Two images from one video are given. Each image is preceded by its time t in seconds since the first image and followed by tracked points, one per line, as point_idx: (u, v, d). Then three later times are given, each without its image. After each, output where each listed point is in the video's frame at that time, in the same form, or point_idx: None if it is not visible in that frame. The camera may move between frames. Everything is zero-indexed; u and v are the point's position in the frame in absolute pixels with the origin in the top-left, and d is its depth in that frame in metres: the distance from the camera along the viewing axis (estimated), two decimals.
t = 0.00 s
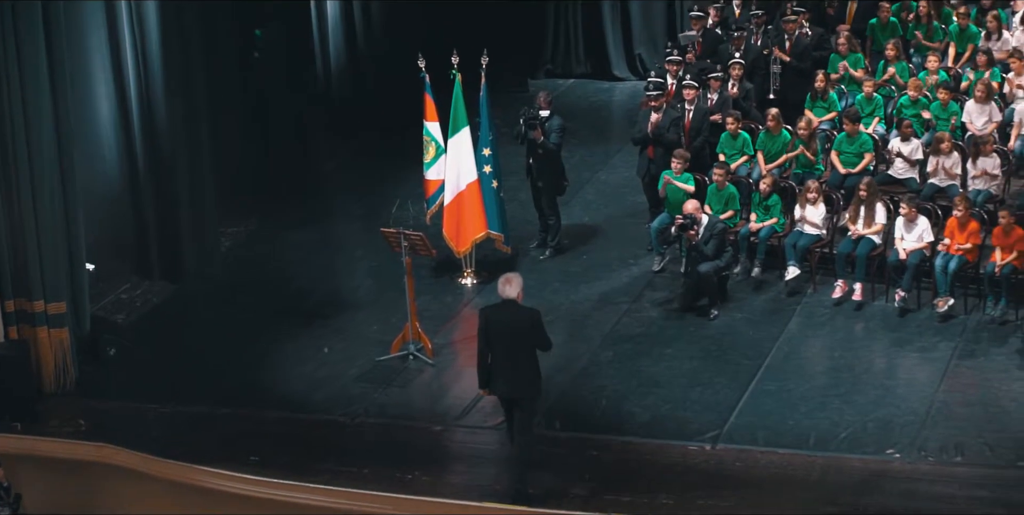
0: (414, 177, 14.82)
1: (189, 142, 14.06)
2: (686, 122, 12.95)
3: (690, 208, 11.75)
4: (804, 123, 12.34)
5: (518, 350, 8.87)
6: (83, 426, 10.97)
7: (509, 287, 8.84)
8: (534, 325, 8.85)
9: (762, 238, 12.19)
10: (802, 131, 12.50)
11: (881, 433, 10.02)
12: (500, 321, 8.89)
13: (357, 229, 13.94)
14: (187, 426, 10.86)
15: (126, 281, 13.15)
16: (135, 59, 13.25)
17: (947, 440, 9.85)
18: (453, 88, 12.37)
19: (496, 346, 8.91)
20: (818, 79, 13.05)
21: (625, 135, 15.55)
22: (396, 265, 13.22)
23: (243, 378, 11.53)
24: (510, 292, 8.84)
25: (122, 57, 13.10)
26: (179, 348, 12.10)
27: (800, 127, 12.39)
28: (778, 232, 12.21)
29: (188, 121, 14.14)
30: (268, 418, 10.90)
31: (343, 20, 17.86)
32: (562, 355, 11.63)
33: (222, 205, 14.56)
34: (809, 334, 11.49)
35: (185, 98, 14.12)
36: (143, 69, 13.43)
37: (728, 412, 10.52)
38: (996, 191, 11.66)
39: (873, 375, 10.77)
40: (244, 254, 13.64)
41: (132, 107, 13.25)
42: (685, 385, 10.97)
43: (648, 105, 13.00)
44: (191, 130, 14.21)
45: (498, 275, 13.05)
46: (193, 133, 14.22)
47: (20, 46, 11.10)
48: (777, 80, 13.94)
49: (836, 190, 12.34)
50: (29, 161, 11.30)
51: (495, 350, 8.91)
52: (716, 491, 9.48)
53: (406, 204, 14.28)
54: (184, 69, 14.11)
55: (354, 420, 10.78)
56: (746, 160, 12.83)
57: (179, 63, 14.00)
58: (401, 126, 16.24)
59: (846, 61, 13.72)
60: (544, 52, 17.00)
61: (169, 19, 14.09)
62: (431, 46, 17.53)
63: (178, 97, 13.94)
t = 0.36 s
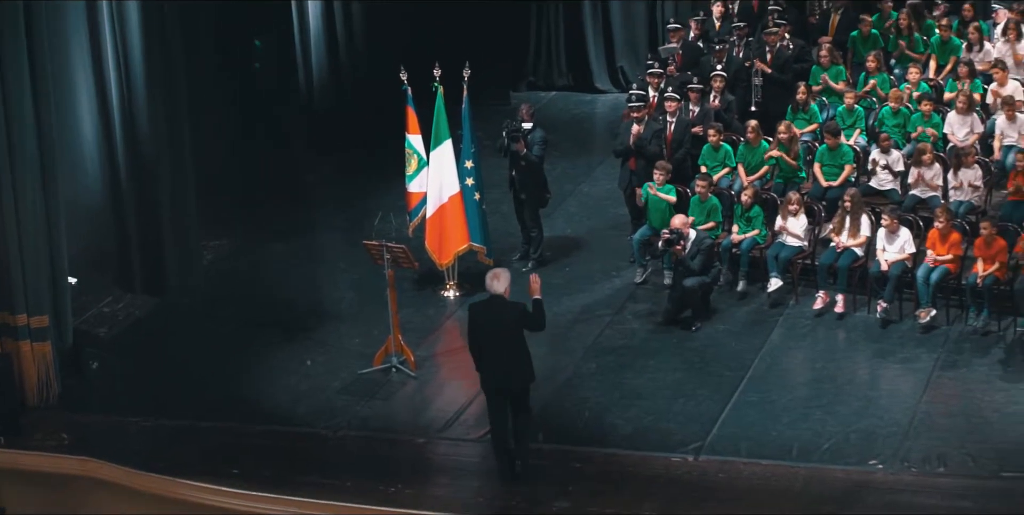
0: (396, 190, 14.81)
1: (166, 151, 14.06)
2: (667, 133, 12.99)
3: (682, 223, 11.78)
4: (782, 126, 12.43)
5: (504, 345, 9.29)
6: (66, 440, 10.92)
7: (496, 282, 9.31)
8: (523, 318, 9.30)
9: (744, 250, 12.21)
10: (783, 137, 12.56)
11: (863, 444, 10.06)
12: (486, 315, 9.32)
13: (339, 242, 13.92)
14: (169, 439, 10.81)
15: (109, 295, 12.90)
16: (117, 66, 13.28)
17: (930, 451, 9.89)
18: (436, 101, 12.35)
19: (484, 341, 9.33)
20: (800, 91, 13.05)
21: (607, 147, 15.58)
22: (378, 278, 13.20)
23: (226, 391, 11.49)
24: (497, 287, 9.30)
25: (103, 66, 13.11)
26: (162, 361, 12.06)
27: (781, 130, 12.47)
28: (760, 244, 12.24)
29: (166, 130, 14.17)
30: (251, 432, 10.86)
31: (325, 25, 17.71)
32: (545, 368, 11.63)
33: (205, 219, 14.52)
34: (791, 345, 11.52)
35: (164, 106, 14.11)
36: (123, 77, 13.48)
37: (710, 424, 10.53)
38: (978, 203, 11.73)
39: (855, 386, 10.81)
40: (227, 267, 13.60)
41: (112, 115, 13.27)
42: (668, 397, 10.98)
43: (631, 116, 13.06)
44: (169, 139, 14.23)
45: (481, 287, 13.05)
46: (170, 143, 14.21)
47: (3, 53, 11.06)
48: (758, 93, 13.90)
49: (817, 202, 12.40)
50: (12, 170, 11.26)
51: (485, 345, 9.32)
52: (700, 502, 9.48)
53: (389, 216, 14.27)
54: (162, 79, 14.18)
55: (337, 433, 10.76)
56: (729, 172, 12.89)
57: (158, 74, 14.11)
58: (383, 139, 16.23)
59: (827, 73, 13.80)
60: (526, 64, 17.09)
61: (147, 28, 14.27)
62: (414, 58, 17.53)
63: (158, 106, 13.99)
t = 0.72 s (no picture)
0: (379, 203, 14.82)
1: (151, 159, 13.91)
2: (651, 146, 13.04)
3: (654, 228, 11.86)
4: (770, 146, 12.50)
5: (498, 346, 9.82)
6: (49, 454, 10.82)
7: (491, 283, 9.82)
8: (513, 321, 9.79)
9: (727, 262, 12.29)
10: (769, 154, 12.64)
11: (846, 456, 10.09)
12: (480, 316, 9.85)
13: (323, 255, 13.90)
14: (152, 452, 10.73)
15: (92, 308, 13.04)
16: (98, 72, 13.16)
17: (913, 462, 9.92)
18: (418, 113, 12.33)
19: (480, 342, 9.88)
20: (783, 103, 13.14)
21: (590, 159, 15.63)
22: (361, 291, 13.18)
23: (210, 405, 11.44)
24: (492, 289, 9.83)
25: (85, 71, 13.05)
26: (145, 375, 12.00)
27: (767, 151, 12.54)
28: (743, 256, 12.31)
29: (150, 138, 14.01)
30: (234, 445, 10.81)
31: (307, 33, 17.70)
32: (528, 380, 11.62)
33: (188, 232, 14.48)
34: (774, 357, 11.55)
35: (147, 115, 13.96)
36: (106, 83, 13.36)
37: (694, 436, 10.55)
38: (960, 214, 11.80)
39: (838, 398, 10.84)
40: (210, 280, 13.56)
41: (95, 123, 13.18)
42: (651, 409, 10.99)
43: (614, 128, 13.05)
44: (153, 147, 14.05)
45: (464, 300, 13.06)
46: (155, 151, 14.06)
47: None
48: (740, 105, 13.97)
49: (799, 215, 12.48)
50: None
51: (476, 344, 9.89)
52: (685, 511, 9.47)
53: (372, 229, 14.27)
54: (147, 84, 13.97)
55: (321, 446, 10.75)
56: (711, 184, 12.90)
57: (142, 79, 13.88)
58: (366, 152, 16.24)
59: (809, 85, 13.86)
60: (510, 74, 17.29)
61: (132, 32, 13.87)
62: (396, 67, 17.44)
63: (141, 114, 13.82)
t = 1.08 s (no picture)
0: (364, 216, 14.83)
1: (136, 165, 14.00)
2: (634, 159, 13.09)
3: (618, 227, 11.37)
4: (755, 157, 12.56)
5: (493, 337, 9.86)
6: (33, 467, 10.77)
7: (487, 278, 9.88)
8: (512, 317, 9.85)
9: (711, 274, 12.32)
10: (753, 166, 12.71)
11: (830, 468, 10.11)
12: (481, 314, 9.87)
13: (307, 268, 13.89)
14: (136, 466, 10.69)
15: (74, 321, 12.95)
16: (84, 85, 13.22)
17: (896, 474, 9.95)
18: (403, 126, 12.38)
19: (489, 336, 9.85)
20: (766, 116, 13.18)
21: (574, 172, 15.66)
22: (346, 304, 13.17)
23: (194, 418, 11.41)
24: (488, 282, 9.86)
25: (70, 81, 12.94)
26: (129, 388, 11.95)
27: (753, 161, 12.59)
28: (727, 268, 12.33)
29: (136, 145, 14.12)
30: (219, 458, 10.78)
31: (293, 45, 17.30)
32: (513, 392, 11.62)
33: (172, 245, 14.46)
34: (758, 370, 11.57)
35: (133, 122, 14.10)
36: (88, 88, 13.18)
37: (678, 448, 10.57)
38: (944, 226, 11.87)
39: (823, 410, 10.87)
40: (194, 293, 13.53)
41: (81, 136, 13.08)
42: (635, 421, 11.00)
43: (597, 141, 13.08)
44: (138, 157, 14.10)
45: (448, 313, 13.06)
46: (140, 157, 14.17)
47: None
48: (724, 117, 14.10)
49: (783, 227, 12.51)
50: None
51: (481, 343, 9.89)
52: None
53: (356, 242, 14.27)
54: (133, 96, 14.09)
55: (305, 459, 10.72)
56: (695, 197, 12.95)
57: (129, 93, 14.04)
58: (350, 165, 16.26)
59: (791, 98, 13.84)
60: (494, 88, 17.34)
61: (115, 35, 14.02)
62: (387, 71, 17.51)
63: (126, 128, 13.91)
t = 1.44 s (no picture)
0: (349, 229, 14.83)
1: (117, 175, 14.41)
2: (618, 172, 13.14)
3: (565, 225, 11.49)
4: (740, 170, 12.62)
5: (482, 336, 9.95)
6: (18, 480, 10.74)
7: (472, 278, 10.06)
8: (499, 318, 9.98)
9: (696, 287, 12.41)
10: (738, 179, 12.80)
11: (815, 480, 10.14)
12: (469, 316, 9.98)
13: (292, 281, 13.88)
14: (122, 479, 10.66)
15: (60, 334, 12.83)
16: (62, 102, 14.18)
17: (880, 486, 9.97)
18: (388, 139, 12.38)
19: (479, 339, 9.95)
20: (749, 129, 13.28)
21: (559, 185, 15.69)
22: (331, 317, 13.16)
23: (180, 431, 11.38)
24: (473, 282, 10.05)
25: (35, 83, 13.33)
26: (115, 401, 11.93)
27: (738, 174, 12.67)
28: (711, 280, 12.44)
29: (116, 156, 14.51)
30: (205, 471, 10.76)
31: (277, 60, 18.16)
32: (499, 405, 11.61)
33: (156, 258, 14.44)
34: (742, 382, 11.60)
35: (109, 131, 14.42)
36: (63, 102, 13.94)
37: (662, 460, 10.59)
38: (927, 238, 11.92)
39: (807, 422, 10.90)
40: (179, 306, 13.52)
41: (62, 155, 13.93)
42: (620, 433, 11.02)
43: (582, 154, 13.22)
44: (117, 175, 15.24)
45: (433, 326, 13.06)
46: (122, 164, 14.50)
47: None
48: (708, 131, 14.11)
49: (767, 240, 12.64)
50: None
51: (469, 348, 9.96)
52: None
53: (341, 255, 14.28)
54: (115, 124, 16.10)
55: (290, 471, 10.70)
56: (679, 210, 13.01)
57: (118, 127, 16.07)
58: (334, 177, 16.26)
59: (777, 112, 13.98)
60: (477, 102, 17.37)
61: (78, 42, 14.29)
62: (378, 70, 17.50)
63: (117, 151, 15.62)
